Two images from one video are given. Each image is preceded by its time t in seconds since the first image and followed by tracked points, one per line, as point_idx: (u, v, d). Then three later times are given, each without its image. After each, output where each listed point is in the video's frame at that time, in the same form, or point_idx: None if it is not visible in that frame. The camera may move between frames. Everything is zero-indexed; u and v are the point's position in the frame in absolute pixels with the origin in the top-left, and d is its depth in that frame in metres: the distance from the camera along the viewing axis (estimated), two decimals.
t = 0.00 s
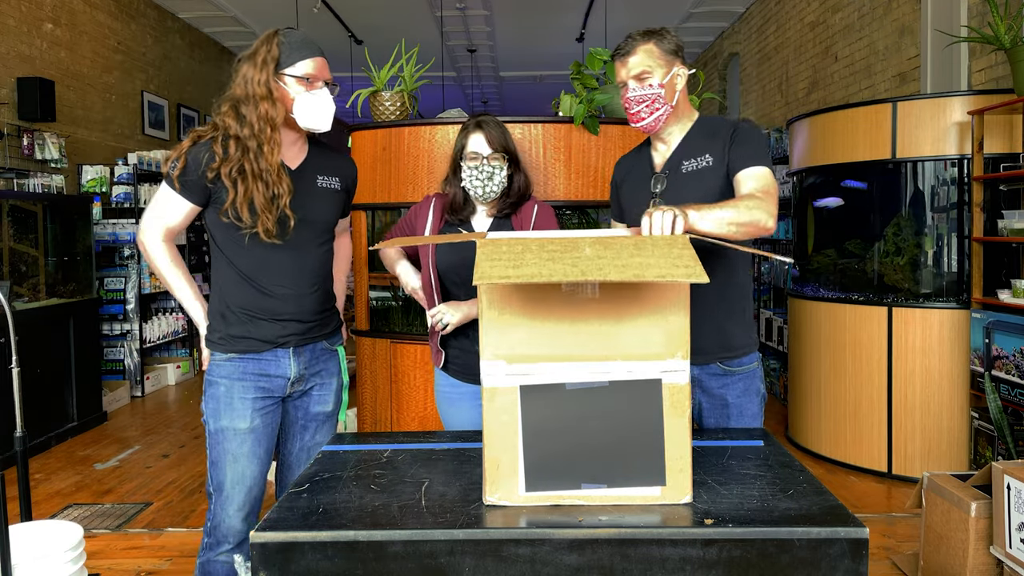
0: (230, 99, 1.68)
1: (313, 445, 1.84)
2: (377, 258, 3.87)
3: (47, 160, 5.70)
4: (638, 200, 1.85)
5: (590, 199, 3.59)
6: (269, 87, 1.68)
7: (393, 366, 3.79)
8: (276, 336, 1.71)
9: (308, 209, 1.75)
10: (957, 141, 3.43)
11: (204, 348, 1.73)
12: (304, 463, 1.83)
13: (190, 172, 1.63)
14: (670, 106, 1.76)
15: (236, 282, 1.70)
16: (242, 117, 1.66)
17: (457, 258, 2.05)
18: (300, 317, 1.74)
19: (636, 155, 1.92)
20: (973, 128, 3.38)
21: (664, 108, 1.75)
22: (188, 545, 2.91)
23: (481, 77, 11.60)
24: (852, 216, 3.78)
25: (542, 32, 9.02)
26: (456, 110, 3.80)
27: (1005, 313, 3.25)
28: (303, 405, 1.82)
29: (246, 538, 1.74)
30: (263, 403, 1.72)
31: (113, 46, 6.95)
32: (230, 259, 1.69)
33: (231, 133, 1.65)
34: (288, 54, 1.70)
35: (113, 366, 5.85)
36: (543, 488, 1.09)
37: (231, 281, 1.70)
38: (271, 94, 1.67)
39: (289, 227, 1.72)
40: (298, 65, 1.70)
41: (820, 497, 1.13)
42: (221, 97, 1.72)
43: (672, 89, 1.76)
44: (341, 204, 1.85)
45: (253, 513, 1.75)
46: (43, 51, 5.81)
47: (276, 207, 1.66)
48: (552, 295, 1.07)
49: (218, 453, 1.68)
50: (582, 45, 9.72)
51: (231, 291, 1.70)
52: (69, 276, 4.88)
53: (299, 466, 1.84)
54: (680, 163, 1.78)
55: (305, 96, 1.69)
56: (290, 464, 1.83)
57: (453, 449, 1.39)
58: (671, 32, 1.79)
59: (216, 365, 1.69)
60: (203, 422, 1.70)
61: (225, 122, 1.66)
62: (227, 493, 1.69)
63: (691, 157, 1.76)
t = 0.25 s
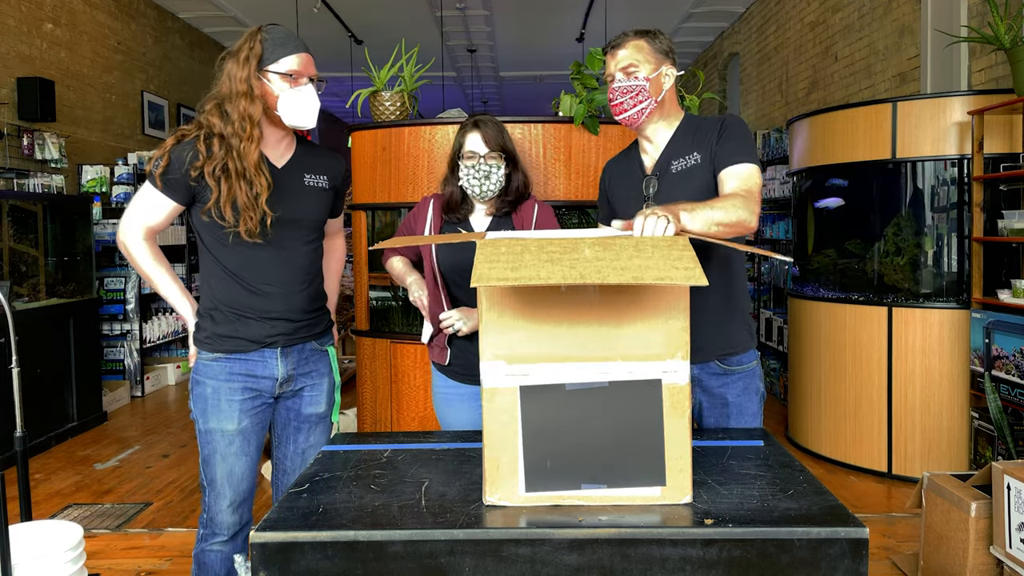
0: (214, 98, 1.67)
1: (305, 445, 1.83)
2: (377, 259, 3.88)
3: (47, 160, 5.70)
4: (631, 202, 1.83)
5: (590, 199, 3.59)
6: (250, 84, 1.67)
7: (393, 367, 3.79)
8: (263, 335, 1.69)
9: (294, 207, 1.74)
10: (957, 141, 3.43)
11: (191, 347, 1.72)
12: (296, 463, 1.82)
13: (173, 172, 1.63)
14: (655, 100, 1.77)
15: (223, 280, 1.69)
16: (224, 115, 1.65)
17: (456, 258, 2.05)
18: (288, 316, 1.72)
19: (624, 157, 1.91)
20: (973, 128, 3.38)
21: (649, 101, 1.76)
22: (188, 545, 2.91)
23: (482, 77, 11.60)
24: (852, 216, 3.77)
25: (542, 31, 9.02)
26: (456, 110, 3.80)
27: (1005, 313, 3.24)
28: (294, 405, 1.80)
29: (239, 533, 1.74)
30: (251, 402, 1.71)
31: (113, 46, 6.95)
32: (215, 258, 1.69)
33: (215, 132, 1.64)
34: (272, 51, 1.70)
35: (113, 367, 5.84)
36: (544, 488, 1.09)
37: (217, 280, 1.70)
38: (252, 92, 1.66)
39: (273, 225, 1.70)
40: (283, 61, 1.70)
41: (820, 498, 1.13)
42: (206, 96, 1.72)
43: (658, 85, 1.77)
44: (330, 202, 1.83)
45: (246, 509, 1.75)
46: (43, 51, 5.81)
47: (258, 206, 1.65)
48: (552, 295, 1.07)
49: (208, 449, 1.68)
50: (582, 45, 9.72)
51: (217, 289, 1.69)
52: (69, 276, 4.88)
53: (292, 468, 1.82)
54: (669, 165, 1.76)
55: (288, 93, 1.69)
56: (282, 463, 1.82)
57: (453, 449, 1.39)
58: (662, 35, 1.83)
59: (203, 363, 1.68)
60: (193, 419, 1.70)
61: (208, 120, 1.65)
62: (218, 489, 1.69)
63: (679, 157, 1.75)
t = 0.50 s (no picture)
0: (202, 97, 1.67)
1: (301, 445, 1.83)
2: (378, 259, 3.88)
3: (47, 160, 5.70)
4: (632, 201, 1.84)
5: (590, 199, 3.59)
6: (236, 83, 1.66)
7: (393, 367, 3.79)
8: (254, 337, 1.69)
9: (283, 207, 1.73)
10: (957, 141, 3.43)
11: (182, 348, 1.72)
12: (292, 463, 1.82)
13: (160, 172, 1.62)
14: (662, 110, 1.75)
15: (212, 282, 1.69)
16: (211, 115, 1.65)
17: (456, 257, 2.04)
18: (279, 317, 1.72)
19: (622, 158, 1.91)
20: (973, 128, 3.38)
21: (657, 114, 1.73)
22: (188, 545, 2.91)
23: (482, 77, 11.61)
24: (852, 216, 3.77)
25: (542, 31, 9.03)
26: (456, 110, 3.80)
27: (1005, 313, 3.25)
28: (288, 406, 1.80)
29: (236, 531, 1.75)
30: (243, 404, 1.71)
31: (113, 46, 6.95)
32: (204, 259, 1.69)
33: (202, 131, 1.64)
34: (259, 50, 1.68)
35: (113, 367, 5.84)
36: (544, 488, 1.09)
37: (207, 281, 1.69)
38: (238, 91, 1.66)
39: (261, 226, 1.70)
40: (269, 61, 1.69)
41: (820, 498, 1.13)
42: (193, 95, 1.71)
43: (662, 94, 1.74)
44: (320, 202, 1.82)
45: (241, 508, 1.75)
46: (43, 51, 5.81)
47: (246, 206, 1.64)
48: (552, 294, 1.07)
49: (201, 451, 1.68)
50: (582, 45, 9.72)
51: (206, 290, 1.69)
52: (69, 276, 4.88)
53: (288, 469, 1.82)
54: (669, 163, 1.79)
55: (275, 95, 1.67)
56: (277, 464, 1.81)
57: (453, 449, 1.39)
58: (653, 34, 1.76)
59: (194, 366, 1.68)
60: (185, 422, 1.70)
61: (195, 120, 1.65)
62: (213, 490, 1.70)
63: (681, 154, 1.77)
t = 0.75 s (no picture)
0: (192, 95, 1.67)
1: (297, 445, 1.83)
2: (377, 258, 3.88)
3: (47, 160, 5.70)
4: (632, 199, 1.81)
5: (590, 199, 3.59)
6: (228, 81, 1.66)
7: (393, 366, 3.79)
8: (248, 337, 1.69)
9: (275, 207, 1.73)
10: (957, 141, 3.43)
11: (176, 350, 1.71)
12: (288, 463, 1.82)
13: (149, 172, 1.62)
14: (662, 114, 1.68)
15: (205, 283, 1.68)
16: (201, 114, 1.65)
17: (455, 255, 2.04)
18: (274, 317, 1.72)
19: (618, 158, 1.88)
20: (972, 128, 3.38)
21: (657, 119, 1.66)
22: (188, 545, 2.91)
23: (482, 77, 11.61)
24: (852, 216, 3.77)
25: (542, 31, 9.03)
26: (456, 110, 3.80)
27: (1005, 313, 3.25)
28: (284, 407, 1.80)
29: (233, 531, 1.75)
30: (238, 404, 1.71)
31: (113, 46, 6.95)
32: (196, 260, 1.69)
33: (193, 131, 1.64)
34: (251, 49, 1.68)
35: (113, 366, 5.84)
36: (544, 488, 1.09)
37: (199, 282, 1.68)
38: (230, 89, 1.66)
39: (252, 226, 1.69)
40: (261, 61, 1.68)
41: (820, 497, 1.13)
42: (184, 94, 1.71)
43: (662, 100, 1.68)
44: (314, 202, 1.82)
45: (238, 508, 1.76)
46: (43, 51, 5.82)
47: (236, 207, 1.64)
48: (551, 294, 1.07)
49: (197, 452, 1.68)
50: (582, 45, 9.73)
51: (198, 291, 1.68)
52: (69, 276, 4.88)
53: (285, 469, 1.82)
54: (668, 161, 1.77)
55: (266, 94, 1.67)
56: (274, 464, 1.82)
57: (452, 449, 1.39)
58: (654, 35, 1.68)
59: (189, 367, 1.68)
60: (181, 424, 1.69)
61: (186, 119, 1.65)
62: (210, 490, 1.69)
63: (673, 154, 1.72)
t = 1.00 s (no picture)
0: (190, 94, 1.67)
1: (296, 445, 1.82)
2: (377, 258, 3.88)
3: (47, 160, 5.70)
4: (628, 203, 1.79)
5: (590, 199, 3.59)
6: (227, 80, 1.67)
7: (393, 366, 3.79)
8: (245, 337, 1.69)
9: (273, 206, 1.72)
10: (957, 141, 3.43)
11: (173, 350, 1.71)
12: (287, 463, 1.82)
13: (147, 171, 1.62)
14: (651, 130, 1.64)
15: (202, 284, 1.68)
16: (199, 113, 1.65)
17: (455, 256, 2.04)
18: (272, 318, 1.71)
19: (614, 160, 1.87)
20: (972, 128, 3.38)
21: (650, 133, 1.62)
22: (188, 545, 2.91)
23: (482, 77, 11.61)
24: (852, 215, 3.77)
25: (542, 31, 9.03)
26: (456, 110, 3.80)
27: (1005, 313, 3.25)
28: (282, 407, 1.80)
29: (232, 531, 1.75)
30: (236, 405, 1.71)
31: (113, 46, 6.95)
32: (193, 259, 1.68)
33: (190, 130, 1.64)
34: (251, 49, 1.68)
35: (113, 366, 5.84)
36: (544, 488, 1.09)
37: (197, 283, 1.68)
38: (228, 88, 1.66)
39: (249, 225, 1.69)
40: (261, 61, 1.69)
41: (820, 497, 1.13)
42: (182, 93, 1.71)
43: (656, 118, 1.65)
44: (312, 201, 1.82)
45: (237, 508, 1.75)
46: (43, 51, 5.82)
47: (233, 206, 1.64)
48: (551, 294, 1.07)
49: (195, 452, 1.68)
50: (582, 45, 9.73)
51: (196, 292, 1.68)
52: (69, 276, 4.88)
53: (283, 469, 1.82)
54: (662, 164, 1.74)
55: (264, 94, 1.67)
56: (273, 464, 1.82)
57: (452, 449, 1.39)
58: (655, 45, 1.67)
59: (187, 368, 1.68)
60: (179, 424, 1.69)
61: (183, 118, 1.65)
62: (208, 490, 1.69)
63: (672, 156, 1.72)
